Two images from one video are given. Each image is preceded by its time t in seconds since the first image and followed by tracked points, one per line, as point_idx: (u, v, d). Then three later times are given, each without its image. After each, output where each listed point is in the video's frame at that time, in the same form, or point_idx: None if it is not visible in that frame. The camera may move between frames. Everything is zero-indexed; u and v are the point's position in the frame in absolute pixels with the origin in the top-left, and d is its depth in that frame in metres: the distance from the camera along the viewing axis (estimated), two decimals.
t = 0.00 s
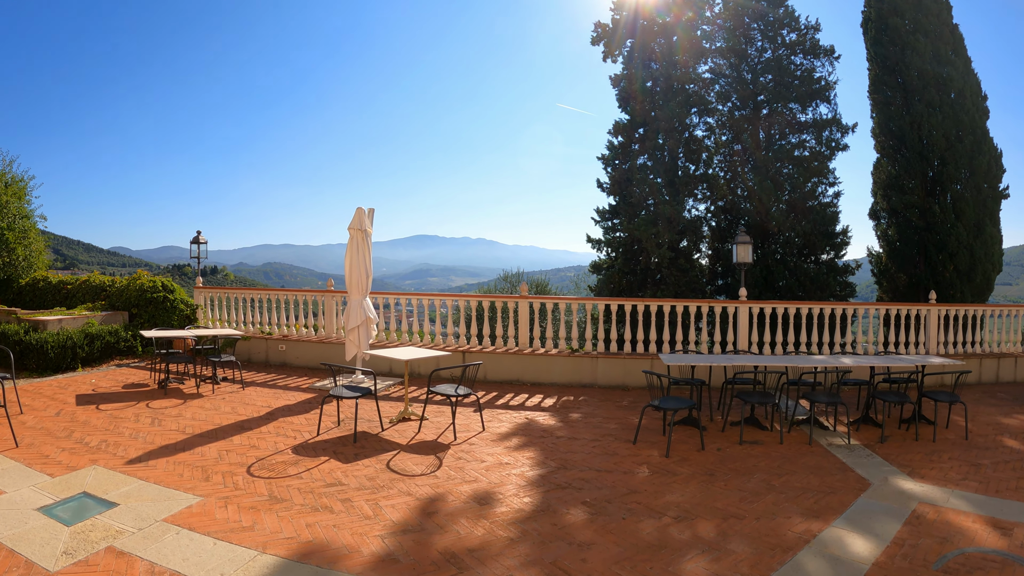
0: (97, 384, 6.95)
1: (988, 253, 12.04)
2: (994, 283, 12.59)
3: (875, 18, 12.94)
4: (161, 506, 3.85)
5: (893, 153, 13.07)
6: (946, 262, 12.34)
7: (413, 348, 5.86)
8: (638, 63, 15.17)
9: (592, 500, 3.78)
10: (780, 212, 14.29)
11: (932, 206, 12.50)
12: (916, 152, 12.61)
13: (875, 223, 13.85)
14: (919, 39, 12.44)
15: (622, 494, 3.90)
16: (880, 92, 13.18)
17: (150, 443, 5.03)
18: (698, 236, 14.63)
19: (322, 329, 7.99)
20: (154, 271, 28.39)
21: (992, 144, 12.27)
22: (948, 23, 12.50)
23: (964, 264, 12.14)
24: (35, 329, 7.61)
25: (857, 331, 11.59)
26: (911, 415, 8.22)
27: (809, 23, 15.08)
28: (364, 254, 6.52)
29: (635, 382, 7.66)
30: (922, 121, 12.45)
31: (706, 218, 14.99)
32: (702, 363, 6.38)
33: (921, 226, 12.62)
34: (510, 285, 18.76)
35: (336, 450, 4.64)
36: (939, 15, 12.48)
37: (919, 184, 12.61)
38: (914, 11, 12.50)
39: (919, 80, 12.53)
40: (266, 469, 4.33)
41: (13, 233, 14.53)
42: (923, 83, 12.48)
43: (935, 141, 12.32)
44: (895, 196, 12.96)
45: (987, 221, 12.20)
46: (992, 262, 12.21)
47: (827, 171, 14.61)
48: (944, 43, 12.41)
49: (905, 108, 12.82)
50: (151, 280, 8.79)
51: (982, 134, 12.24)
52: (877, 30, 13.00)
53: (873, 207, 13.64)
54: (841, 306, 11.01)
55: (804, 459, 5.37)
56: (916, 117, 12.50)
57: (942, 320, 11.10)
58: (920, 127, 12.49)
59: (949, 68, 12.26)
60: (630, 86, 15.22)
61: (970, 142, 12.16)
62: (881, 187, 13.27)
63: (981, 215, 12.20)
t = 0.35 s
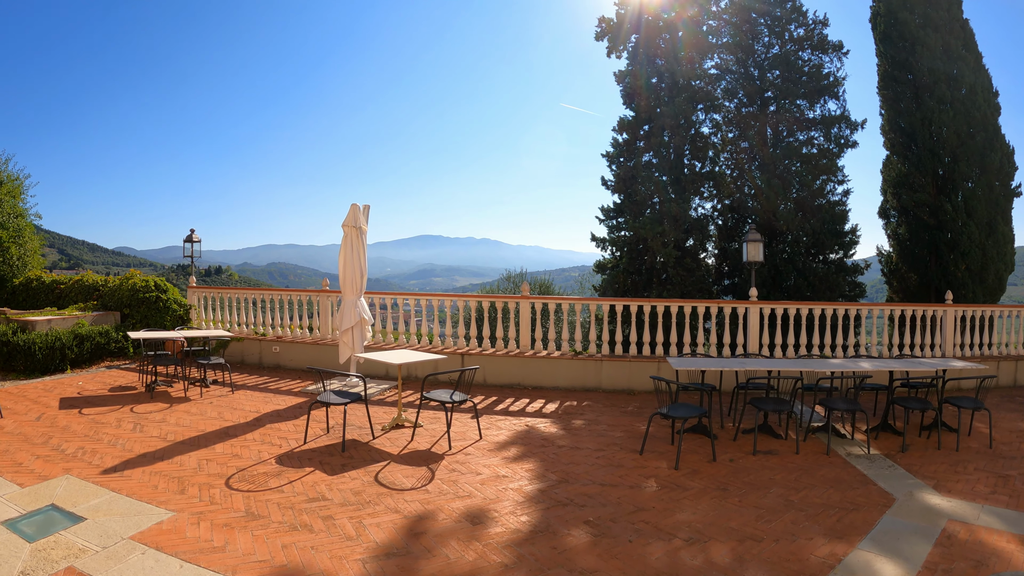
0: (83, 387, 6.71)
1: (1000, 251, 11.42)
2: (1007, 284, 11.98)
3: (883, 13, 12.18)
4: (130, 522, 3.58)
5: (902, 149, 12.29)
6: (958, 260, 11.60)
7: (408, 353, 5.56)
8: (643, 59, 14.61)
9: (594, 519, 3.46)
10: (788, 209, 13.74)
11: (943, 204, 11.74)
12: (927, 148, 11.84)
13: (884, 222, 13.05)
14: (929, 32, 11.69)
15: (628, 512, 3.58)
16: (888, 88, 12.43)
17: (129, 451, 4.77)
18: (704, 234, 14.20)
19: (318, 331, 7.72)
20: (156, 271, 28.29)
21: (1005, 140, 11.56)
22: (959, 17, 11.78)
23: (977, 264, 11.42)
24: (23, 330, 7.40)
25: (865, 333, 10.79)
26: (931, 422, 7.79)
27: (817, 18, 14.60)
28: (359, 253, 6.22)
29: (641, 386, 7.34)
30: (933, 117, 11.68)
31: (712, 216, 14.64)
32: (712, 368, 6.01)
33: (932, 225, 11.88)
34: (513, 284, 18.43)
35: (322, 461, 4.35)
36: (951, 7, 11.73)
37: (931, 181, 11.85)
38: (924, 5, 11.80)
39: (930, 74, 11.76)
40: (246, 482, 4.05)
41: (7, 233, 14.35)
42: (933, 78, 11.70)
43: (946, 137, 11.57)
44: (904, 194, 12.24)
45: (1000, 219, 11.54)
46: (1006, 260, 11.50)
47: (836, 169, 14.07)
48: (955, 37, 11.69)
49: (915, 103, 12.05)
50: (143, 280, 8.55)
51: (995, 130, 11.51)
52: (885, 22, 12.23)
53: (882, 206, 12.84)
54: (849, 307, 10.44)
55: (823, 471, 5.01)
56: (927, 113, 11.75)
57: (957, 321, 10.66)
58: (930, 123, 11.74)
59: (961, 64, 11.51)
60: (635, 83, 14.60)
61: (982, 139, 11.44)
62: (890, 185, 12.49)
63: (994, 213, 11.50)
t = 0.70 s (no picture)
0: (66, 391, 6.48)
1: (1011, 252, 10.96)
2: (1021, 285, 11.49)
3: (891, 7, 11.73)
4: (92, 540, 3.31)
5: (910, 146, 11.77)
6: (969, 261, 11.10)
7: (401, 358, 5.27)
8: (646, 55, 14.18)
9: (592, 543, 3.16)
10: (794, 208, 13.34)
11: (953, 202, 11.24)
12: (937, 145, 11.34)
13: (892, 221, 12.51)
14: (938, 27, 11.23)
15: (630, 535, 3.28)
16: (896, 84, 11.92)
17: (103, 461, 4.53)
18: (708, 233, 13.70)
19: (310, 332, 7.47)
20: (158, 271, 28.12)
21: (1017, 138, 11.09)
22: (969, 11, 11.32)
23: (987, 264, 10.94)
24: (8, 331, 7.19)
25: (875, 334, 10.22)
26: (951, 430, 7.38)
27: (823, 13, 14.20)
28: (349, 252, 5.96)
29: (645, 392, 7.04)
30: (943, 113, 11.20)
31: (716, 215, 14.19)
32: (721, 374, 5.68)
33: (941, 224, 11.39)
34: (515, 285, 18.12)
35: (303, 474, 4.07)
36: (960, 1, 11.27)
37: (940, 179, 11.36)
38: None
39: (939, 70, 11.27)
40: (219, 498, 3.80)
41: None
42: (943, 73, 11.22)
43: (956, 134, 11.09)
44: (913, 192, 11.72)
45: (1011, 219, 11.07)
46: (1017, 260, 11.04)
47: (842, 167, 13.58)
48: (965, 32, 11.23)
49: (925, 99, 11.56)
50: (134, 280, 8.32)
51: (1006, 127, 11.05)
52: (894, 16, 11.74)
53: (890, 204, 12.32)
54: (861, 309, 9.83)
55: (840, 486, 4.67)
56: (937, 109, 11.26)
57: (974, 324, 10.14)
58: (939, 120, 11.27)
59: (970, 59, 11.07)
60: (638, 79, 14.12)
61: (992, 137, 10.99)
62: (898, 183, 11.98)
63: (1006, 212, 11.02)
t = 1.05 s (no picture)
0: (44, 394, 6.24)
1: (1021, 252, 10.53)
2: None
3: None
4: (42, 561, 3.02)
5: (918, 142, 11.24)
6: (978, 261, 10.62)
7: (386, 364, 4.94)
8: (647, 51, 13.83)
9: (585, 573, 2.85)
10: (799, 206, 12.99)
11: (962, 201, 10.78)
12: (946, 142, 10.87)
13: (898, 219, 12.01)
14: (946, 22, 10.80)
15: (628, 563, 2.96)
16: (903, 80, 11.44)
17: (69, 472, 4.26)
18: (711, 232, 13.27)
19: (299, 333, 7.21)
20: (162, 271, 28.08)
21: None
22: (975, 6, 10.93)
23: (996, 264, 10.51)
24: None
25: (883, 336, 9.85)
26: (969, 439, 6.99)
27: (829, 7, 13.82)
28: (336, 250, 5.69)
29: (647, 397, 6.71)
30: (951, 109, 10.75)
31: (720, 213, 13.73)
32: (728, 381, 5.30)
33: (950, 224, 10.94)
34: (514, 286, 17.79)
35: (277, 489, 3.78)
36: None
37: (949, 177, 10.88)
38: None
39: (949, 64, 10.79)
40: (184, 515, 3.51)
41: None
42: (951, 69, 10.74)
43: (964, 131, 10.64)
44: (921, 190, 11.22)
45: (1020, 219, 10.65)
46: None
47: (848, 164, 13.19)
48: (972, 27, 10.81)
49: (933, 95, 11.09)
50: (121, 279, 8.07)
51: (1014, 125, 10.65)
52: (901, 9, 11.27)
53: (897, 202, 11.83)
54: (862, 310, 9.59)
55: (857, 504, 4.32)
56: (945, 105, 10.81)
57: (988, 327, 9.70)
58: (945, 117, 10.83)
59: (979, 54, 10.64)
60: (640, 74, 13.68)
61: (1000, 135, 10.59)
62: (904, 180, 11.47)
63: (1016, 211, 10.57)
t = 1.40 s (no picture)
0: (22, 398, 5.98)
1: None
2: None
3: None
4: None
5: (925, 139, 10.81)
6: (987, 261, 10.16)
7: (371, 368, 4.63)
8: (649, 45, 13.45)
9: None
10: (805, 205, 12.64)
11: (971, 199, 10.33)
12: (954, 139, 10.45)
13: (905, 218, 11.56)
14: (953, 16, 10.40)
15: None
16: (909, 76, 11.02)
17: (33, 484, 3.98)
18: (714, 230, 12.93)
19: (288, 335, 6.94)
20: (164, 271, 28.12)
21: None
22: None
23: (1006, 263, 10.06)
24: None
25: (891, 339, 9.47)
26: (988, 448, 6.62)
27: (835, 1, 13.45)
28: (322, 248, 5.42)
29: (651, 403, 6.39)
30: (959, 105, 10.34)
31: (724, 212, 13.39)
32: (738, 389, 4.90)
33: (959, 223, 10.50)
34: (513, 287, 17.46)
35: (249, 506, 3.49)
36: None
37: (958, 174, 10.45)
38: None
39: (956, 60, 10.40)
40: (147, 534, 3.23)
41: None
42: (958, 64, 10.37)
43: (973, 128, 10.24)
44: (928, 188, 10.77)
45: None
46: None
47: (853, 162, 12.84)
48: (980, 22, 10.40)
49: (940, 91, 10.67)
50: (108, 279, 7.83)
51: None
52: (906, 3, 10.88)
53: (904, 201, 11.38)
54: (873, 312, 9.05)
55: (879, 524, 3.98)
56: (954, 101, 10.39)
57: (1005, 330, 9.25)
58: (954, 113, 10.41)
59: (987, 49, 10.23)
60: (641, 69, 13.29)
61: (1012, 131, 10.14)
62: (912, 177, 11.01)
63: None
